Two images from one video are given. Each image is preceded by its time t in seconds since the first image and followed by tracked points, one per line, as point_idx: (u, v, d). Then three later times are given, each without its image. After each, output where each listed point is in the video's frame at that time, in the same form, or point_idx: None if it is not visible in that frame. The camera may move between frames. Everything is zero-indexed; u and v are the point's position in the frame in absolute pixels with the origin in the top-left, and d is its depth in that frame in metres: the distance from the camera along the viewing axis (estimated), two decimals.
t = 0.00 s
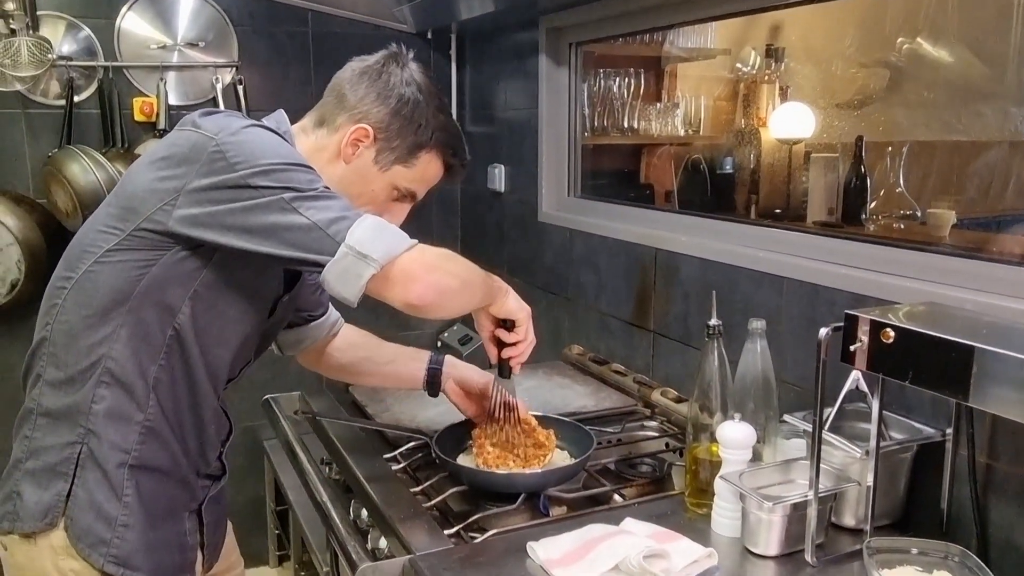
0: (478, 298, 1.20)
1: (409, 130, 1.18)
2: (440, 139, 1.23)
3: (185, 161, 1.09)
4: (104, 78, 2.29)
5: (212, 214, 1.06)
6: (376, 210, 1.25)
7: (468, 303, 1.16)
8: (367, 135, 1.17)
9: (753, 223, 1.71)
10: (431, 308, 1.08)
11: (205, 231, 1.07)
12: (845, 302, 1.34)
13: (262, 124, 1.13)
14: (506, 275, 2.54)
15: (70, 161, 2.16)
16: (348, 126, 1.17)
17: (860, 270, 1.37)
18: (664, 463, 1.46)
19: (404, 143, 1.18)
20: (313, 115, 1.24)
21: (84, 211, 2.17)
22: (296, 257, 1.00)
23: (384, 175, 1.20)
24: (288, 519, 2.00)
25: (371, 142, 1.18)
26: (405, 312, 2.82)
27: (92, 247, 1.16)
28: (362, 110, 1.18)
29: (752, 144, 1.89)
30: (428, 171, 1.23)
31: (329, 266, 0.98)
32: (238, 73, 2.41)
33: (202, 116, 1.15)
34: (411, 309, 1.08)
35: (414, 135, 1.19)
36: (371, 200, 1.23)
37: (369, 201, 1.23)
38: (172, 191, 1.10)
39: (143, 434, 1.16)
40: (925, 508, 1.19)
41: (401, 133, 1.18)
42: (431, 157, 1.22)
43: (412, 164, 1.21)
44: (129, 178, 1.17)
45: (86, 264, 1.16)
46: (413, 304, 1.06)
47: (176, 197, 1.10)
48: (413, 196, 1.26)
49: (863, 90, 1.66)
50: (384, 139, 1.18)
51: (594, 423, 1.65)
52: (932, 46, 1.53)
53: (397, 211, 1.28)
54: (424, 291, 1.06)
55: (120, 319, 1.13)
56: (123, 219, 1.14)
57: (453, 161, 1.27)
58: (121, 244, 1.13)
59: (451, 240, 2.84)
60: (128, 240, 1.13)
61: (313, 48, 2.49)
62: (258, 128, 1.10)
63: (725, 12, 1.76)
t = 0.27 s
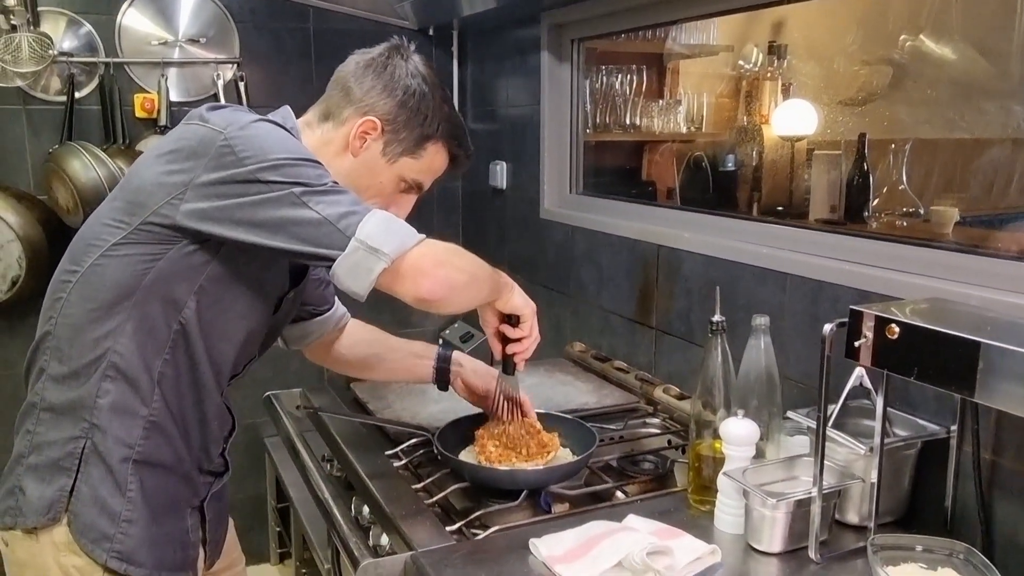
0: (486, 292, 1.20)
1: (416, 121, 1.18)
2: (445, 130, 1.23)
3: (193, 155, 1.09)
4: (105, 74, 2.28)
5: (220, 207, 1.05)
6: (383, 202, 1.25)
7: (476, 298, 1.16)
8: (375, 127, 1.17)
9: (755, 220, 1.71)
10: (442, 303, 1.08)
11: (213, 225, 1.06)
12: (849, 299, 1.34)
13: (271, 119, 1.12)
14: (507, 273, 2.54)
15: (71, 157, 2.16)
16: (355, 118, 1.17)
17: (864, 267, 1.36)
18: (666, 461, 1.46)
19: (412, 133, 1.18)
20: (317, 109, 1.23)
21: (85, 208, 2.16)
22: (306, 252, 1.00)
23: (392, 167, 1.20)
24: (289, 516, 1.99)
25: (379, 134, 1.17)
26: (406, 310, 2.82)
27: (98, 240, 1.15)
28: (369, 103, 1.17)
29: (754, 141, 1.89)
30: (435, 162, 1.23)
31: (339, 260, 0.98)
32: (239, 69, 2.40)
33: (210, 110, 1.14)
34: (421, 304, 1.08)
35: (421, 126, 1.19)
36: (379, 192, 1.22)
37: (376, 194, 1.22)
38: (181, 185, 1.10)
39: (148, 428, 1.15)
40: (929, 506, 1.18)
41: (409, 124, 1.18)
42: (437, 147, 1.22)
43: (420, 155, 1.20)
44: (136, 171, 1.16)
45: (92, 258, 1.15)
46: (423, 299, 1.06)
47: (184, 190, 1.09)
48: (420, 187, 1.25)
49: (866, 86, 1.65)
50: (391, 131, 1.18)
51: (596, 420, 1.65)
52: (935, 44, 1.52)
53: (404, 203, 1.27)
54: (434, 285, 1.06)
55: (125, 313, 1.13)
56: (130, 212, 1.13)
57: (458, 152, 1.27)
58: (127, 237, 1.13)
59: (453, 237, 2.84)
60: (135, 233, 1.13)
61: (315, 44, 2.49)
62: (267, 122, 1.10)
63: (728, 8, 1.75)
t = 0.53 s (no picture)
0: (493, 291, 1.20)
1: (427, 115, 1.19)
2: (454, 124, 1.24)
3: (207, 154, 1.09)
4: (110, 73, 2.29)
5: (234, 206, 1.06)
6: (394, 196, 1.25)
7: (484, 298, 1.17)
8: (388, 122, 1.17)
9: (758, 219, 1.71)
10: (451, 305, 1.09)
11: (226, 224, 1.07)
12: (853, 298, 1.34)
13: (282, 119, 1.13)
14: (510, 271, 2.54)
15: (76, 155, 2.16)
16: (367, 114, 1.17)
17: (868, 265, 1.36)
18: (671, 459, 1.46)
19: (424, 127, 1.19)
20: (325, 107, 1.24)
21: (90, 207, 2.17)
22: (317, 251, 1.00)
23: (404, 161, 1.21)
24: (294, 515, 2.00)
25: (391, 129, 1.18)
26: (409, 308, 2.82)
27: (112, 238, 1.16)
28: (380, 98, 1.18)
29: (757, 140, 1.89)
30: (444, 155, 1.25)
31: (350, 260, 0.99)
32: (243, 68, 2.41)
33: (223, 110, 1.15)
34: (431, 305, 1.08)
35: (432, 119, 1.20)
36: (391, 186, 1.23)
37: (388, 188, 1.23)
38: (194, 183, 1.10)
39: (160, 426, 1.16)
40: (933, 504, 1.18)
41: (420, 118, 1.19)
42: (447, 140, 1.23)
43: (431, 148, 1.22)
44: (149, 169, 1.17)
45: (105, 256, 1.16)
46: (434, 300, 1.07)
47: (198, 189, 1.10)
48: (429, 180, 1.27)
49: (869, 85, 1.65)
50: (403, 125, 1.18)
51: (600, 418, 1.65)
52: (937, 43, 1.52)
53: (414, 196, 1.28)
54: (443, 287, 1.07)
55: (138, 310, 1.13)
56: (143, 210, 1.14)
57: (465, 145, 1.29)
58: (140, 236, 1.13)
59: (455, 236, 2.84)
60: (148, 231, 1.13)
61: (318, 43, 2.49)
62: (279, 121, 1.10)
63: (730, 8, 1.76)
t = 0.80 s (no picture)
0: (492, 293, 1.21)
1: (431, 112, 1.20)
2: (456, 120, 1.25)
3: (210, 155, 1.10)
4: (110, 73, 2.29)
5: (236, 207, 1.06)
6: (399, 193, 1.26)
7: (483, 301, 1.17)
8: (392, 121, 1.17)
9: (758, 220, 1.71)
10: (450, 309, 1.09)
11: (229, 225, 1.07)
12: (854, 299, 1.34)
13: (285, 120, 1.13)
14: (510, 271, 2.54)
15: (76, 155, 2.16)
16: (371, 114, 1.17)
17: (868, 266, 1.36)
18: (671, 459, 1.46)
19: (428, 123, 1.20)
20: (327, 106, 1.23)
21: (91, 207, 2.17)
22: (318, 253, 1.00)
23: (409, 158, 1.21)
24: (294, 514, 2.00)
25: (396, 127, 1.18)
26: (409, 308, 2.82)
27: (115, 239, 1.16)
28: (384, 97, 1.17)
29: (756, 140, 1.89)
30: (448, 151, 1.25)
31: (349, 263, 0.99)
32: (243, 68, 2.41)
33: (226, 110, 1.15)
34: (429, 309, 1.09)
35: (436, 116, 1.20)
36: (396, 183, 1.23)
37: (393, 185, 1.23)
38: (197, 184, 1.10)
39: (163, 426, 1.16)
40: (933, 504, 1.19)
41: (424, 114, 1.19)
42: (450, 136, 1.24)
43: (435, 144, 1.22)
44: (153, 170, 1.17)
45: (108, 256, 1.16)
46: (432, 305, 1.07)
47: (200, 189, 1.10)
48: (433, 175, 1.27)
49: (869, 85, 1.65)
50: (408, 123, 1.19)
51: (600, 419, 1.65)
52: (938, 44, 1.52)
53: (418, 192, 1.29)
54: (442, 291, 1.07)
55: (141, 310, 1.13)
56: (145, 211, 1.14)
57: (468, 140, 1.29)
58: (143, 235, 1.13)
59: (456, 235, 2.84)
60: (151, 231, 1.13)
61: (319, 43, 2.49)
62: (282, 123, 1.10)
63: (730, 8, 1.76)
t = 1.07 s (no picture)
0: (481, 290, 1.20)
1: (425, 98, 1.19)
2: (452, 104, 1.24)
3: (202, 152, 1.09)
4: (109, 72, 2.28)
5: (227, 205, 1.05)
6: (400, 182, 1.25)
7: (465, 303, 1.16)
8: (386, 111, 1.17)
9: (758, 220, 1.71)
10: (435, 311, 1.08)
11: (220, 223, 1.07)
12: (855, 300, 1.34)
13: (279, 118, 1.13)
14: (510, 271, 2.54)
15: (76, 154, 2.16)
16: (365, 105, 1.17)
17: (869, 267, 1.36)
18: (671, 460, 1.46)
19: (424, 110, 1.19)
20: (322, 100, 1.23)
21: (91, 206, 2.17)
22: (307, 254, 1.00)
23: (406, 147, 1.20)
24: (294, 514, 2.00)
25: (391, 116, 1.18)
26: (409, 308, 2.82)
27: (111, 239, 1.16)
28: (377, 86, 1.17)
29: (757, 140, 1.89)
30: (446, 136, 1.24)
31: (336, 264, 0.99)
32: (243, 67, 2.41)
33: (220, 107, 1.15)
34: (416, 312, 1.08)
35: (431, 101, 1.19)
36: (396, 173, 1.23)
37: (393, 175, 1.23)
38: (188, 182, 1.10)
39: (163, 428, 1.16)
40: (935, 506, 1.18)
41: (419, 101, 1.18)
42: (447, 121, 1.23)
43: (432, 130, 1.21)
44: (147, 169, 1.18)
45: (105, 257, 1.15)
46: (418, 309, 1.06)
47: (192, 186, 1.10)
48: (433, 163, 1.26)
49: (869, 85, 1.65)
50: (402, 112, 1.18)
51: (600, 419, 1.65)
52: (939, 43, 1.52)
53: (420, 181, 1.28)
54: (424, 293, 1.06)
55: (146, 310, 1.13)
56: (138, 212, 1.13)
57: (466, 124, 1.28)
58: (138, 236, 1.13)
59: (455, 235, 2.84)
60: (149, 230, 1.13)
61: (319, 42, 2.49)
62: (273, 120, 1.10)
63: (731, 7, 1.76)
